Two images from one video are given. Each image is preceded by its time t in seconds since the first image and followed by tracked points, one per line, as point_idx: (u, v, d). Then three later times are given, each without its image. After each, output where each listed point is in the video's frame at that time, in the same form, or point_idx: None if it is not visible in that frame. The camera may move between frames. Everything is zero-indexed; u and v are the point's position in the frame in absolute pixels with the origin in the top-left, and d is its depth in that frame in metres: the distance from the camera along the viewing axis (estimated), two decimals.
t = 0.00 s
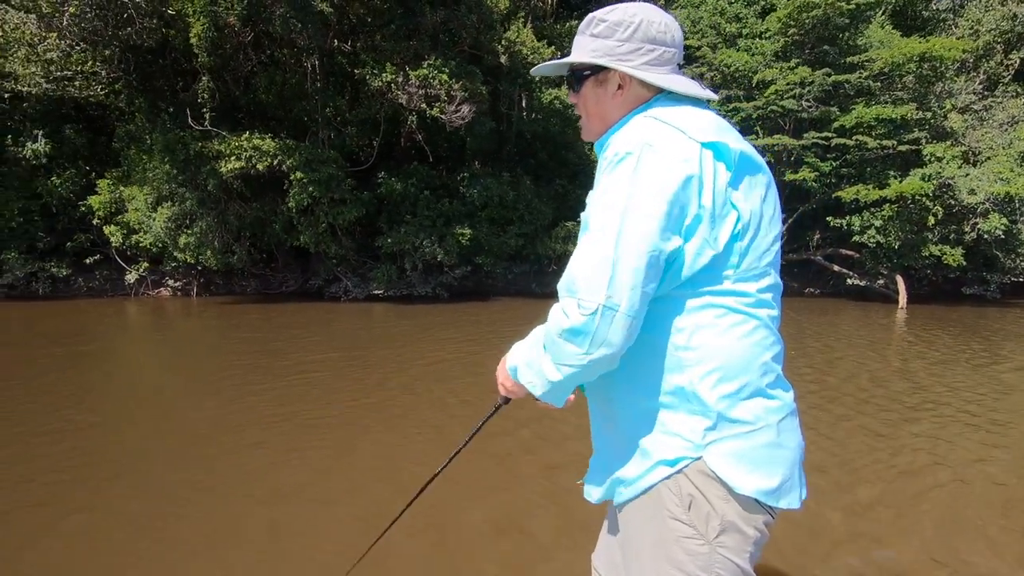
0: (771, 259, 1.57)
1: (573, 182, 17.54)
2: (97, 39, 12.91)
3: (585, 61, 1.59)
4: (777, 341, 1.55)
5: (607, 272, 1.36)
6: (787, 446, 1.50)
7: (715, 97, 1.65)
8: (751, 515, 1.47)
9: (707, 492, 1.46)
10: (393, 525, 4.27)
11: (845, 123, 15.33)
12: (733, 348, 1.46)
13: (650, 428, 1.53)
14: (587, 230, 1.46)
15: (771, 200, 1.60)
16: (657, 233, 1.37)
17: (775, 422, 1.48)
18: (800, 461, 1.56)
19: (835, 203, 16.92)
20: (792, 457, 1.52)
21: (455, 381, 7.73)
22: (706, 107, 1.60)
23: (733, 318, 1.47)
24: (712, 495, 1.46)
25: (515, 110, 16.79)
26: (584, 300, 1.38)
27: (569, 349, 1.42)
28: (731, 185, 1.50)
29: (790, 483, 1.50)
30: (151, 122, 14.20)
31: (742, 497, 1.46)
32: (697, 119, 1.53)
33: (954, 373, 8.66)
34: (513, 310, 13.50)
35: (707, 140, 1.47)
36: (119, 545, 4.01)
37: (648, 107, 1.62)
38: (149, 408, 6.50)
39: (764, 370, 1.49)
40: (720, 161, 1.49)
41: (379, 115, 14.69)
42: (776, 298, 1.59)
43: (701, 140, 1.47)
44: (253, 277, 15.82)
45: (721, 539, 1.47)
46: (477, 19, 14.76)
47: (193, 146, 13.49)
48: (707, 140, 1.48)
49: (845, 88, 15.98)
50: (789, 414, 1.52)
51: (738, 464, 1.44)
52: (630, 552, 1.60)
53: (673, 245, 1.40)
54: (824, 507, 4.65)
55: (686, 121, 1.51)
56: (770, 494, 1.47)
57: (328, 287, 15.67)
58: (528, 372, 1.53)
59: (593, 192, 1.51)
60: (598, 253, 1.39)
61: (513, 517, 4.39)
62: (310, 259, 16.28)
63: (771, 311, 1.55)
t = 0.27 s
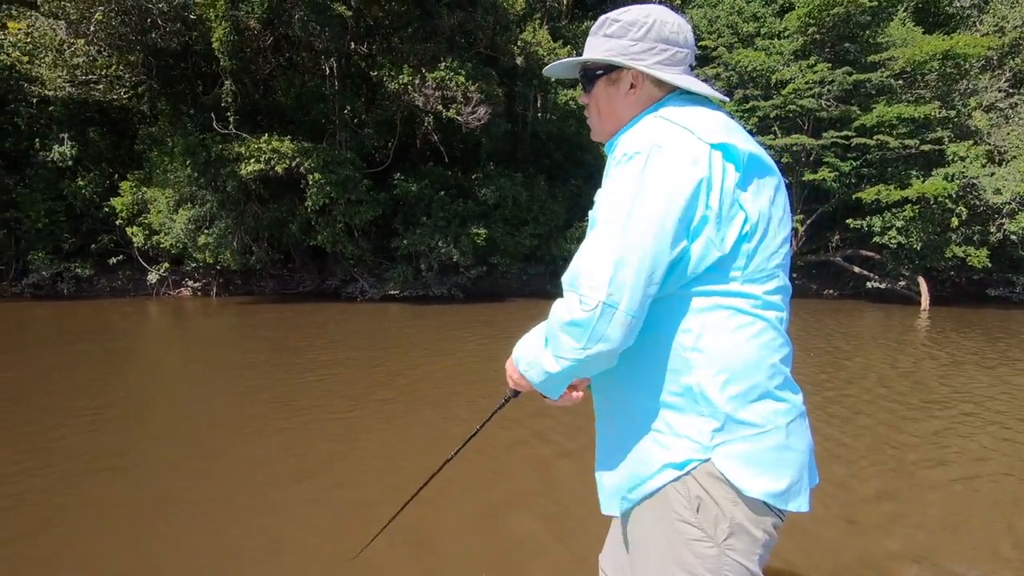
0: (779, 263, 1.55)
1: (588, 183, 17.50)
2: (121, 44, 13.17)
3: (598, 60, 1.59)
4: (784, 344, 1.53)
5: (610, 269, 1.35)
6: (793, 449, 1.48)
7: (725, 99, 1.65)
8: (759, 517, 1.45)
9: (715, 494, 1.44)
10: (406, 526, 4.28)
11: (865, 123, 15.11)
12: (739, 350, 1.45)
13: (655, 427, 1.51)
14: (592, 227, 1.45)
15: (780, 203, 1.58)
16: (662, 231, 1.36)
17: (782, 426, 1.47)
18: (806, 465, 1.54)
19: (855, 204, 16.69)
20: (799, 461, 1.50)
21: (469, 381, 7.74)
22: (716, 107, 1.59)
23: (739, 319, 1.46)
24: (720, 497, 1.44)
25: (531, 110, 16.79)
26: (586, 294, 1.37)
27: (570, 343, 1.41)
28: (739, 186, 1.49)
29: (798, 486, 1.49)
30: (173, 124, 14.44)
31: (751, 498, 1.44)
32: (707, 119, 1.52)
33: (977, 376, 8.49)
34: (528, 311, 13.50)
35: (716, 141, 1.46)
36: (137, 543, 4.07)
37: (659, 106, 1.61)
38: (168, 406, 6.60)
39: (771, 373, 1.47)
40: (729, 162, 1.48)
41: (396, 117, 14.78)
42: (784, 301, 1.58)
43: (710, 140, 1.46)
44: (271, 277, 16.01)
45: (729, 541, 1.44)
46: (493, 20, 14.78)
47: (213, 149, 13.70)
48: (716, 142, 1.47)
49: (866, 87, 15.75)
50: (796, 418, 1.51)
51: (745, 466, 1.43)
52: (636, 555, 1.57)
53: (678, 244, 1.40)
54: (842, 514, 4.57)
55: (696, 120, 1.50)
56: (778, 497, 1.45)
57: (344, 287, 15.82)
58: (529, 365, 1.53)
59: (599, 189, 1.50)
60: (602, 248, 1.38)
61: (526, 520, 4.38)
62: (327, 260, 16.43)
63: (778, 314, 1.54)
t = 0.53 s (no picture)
0: (792, 267, 1.54)
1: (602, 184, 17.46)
2: (143, 48, 13.38)
3: (609, 60, 1.58)
4: (797, 348, 1.52)
5: (623, 276, 1.34)
6: (805, 452, 1.47)
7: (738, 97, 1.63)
8: (767, 521, 1.44)
9: (723, 496, 1.43)
10: (414, 526, 4.29)
11: (884, 123, 14.91)
12: (752, 355, 1.43)
13: (666, 432, 1.49)
14: (604, 231, 1.44)
15: (794, 207, 1.57)
16: (676, 237, 1.35)
17: (792, 428, 1.45)
18: (817, 468, 1.53)
19: (874, 205, 16.46)
20: (809, 463, 1.49)
21: (480, 382, 7.73)
22: (728, 111, 1.58)
23: (751, 324, 1.45)
24: (728, 500, 1.43)
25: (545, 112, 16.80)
26: (600, 301, 1.36)
27: (581, 350, 1.41)
28: (753, 191, 1.47)
29: (808, 489, 1.48)
30: (192, 127, 14.66)
31: (760, 502, 1.42)
32: (720, 123, 1.50)
33: (999, 380, 8.32)
34: (542, 312, 13.50)
35: (730, 146, 1.45)
36: (148, 539, 4.11)
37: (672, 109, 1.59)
38: (182, 405, 6.67)
39: (783, 378, 1.46)
40: (743, 166, 1.46)
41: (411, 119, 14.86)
42: (796, 305, 1.57)
43: (724, 144, 1.44)
44: (287, 278, 16.17)
45: (737, 544, 1.43)
46: (509, 22, 14.79)
47: (231, 151, 13.88)
48: (731, 146, 1.45)
49: (886, 86, 15.60)
50: (807, 422, 1.50)
51: (754, 469, 1.42)
52: (643, 557, 1.55)
53: (692, 250, 1.38)
54: (857, 519, 4.49)
55: (711, 125, 1.49)
56: (787, 500, 1.44)
57: (359, 288, 15.92)
58: (539, 371, 1.52)
59: (613, 192, 1.49)
60: (614, 255, 1.37)
61: (535, 522, 4.36)
62: (341, 260, 16.56)
63: (790, 318, 1.53)
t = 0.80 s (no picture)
0: (807, 272, 1.53)
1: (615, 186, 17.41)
2: (162, 53, 13.60)
3: (615, 60, 1.57)
4: (812, 354, 1.51)
5: (638, 281, 1.33)
6: (818, 457, 1.46)
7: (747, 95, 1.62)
8: (779, 523, 1.43)
9: (736, 499, 1.42)
10: (422, 527, 4.29)
11: (903, 123, 14.70)
12: (767, 361, 1.42)
13: (679, 437, 1.48)
14: (619, 236, 1.43)
15: (810, 212, 1.57)
16: (692, 244, 1.34)
17: (806, 431, 1.45)
18: (829, 473, 1.52)
19: (892, 206, 16.24)
20: (821, 467, 1.48)
21: (491, 384, 7.73)
22: (743, 114, 1.56)
23: (767, 330, 1.43)
24: (740, 502, 1.41)
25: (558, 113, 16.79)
26: (613, 307, 1.35)
27: (594, 356, 1.40)
28: (770, 197, 1.46)
29: (820, 493, 1.47)
30: (209, 129, 14.85)
31: (772, 505, 1.41)
32: (738, 127, 1.49)
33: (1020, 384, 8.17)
34: (555, 314, 13.48)
35: (749, 153, 1.44)
36: (160, 536, 4.15)
37: (687, 111, 1.58)
38: (195, 404, 6.74)
39: (798, 384, 1.45)
40: (762, 173, 1.46)
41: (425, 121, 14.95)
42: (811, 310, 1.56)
43: (743, 151, 1.44)
44: (301, 279, 16.32)
45: (749, 546, 1.42)
46: (522, 25, 14.82)
47: (247, 154, 14.04)
48: (748, 152, 1.44)
49: (904, 86, 15.41)
50: (820, 427, 1.49)
51: (768, 472, 1.41)
52: (653, 558, 1.54)
53: (709, 256, 1.37)
54: (871, 524, 4.41)
55: (729, 130, 1.48)
56: (799, 503, 1.43)
57: (373, 289, 16.01)
58: (551, 374, 1.51)
59: (628, 196, 1.48)
60: (628, 260, 1.36)
61: (543, 525, 4.34)
62: (355, 262, 16.66)
63: (806, 324, 1.52)
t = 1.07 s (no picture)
0: (809, 278, 1.52)
1: (625, 188, 17.41)
2: (176, 58, 13.78)
3: (612, 63, 1.58)
4: (813, 360, 1.50)
5: (636, 286, 1.33)
6: (819, 464, 1.45)
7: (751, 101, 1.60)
8: (783, 526, 1.42)
9: (739, 503, 1.41)
10: (425, 530, 4.29)
11: (916, 124, 14.57)
12: (768, 367, 1.41)
13: (680, 443, 1.47)
14: (618, 241, 1.42)
15: (813, 217, 1.56)
16: (691, 249, 1.34)
17: (806, 435, 1.44)
18: (831, 479, 1.51)
19: (904, 208, 16.09)
20: (823, 473, 1.47)
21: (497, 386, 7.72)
22: (745, 119, 1.56)
23: (768, 335, 1.43)
24: (743, 506, 1.41)
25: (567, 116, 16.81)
26: (611, 311, 1.35)
27: (592, 361, 1.40)
28: (771, 203, 1.46)
29: (822, 499, 1.46)
30: (222, 134, 15.04)
31: (776, 509, 1.40)
32: (739, 132, 1.49)
33: None
34: (564, 316, 13.46)
35: (750, 159, 1.44)
36: (165, 537, 4.18)
37: (688, 115, 1.58)
38: (202, 406, 6.78)
39: (799, 390, 1.45)
40: (763, 179, 1.45)
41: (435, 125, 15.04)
42: (812, 316, 1.55)
43: (743, 157, 1.43)
44: (311, 282, 16.42)
45: (752, 550, 1.41)
46: (532, 29, 14.86)
47: (259, 159, 14.16)
48: (749, 157, 1.44)
49: (917, 88, 15.27)
50: (821, 432, 1.48)
51: (770, 476, 1.40)
52: (654, 564, 1.53)
53: (708, 261, 1.37)
54: (880, 528, 4.36)
55: (730, 135, 1.47)
56: (801, 508, 1.42)
57: (383, 292, 16.07)
58: (549, 377, 1.51)
59: (628, 200, 1.48)
60: (626, 264, 1.35)
61: (547, 528, 4.33)
62: (365, 265, 16.75)
63: (807, 330, 1.51)
